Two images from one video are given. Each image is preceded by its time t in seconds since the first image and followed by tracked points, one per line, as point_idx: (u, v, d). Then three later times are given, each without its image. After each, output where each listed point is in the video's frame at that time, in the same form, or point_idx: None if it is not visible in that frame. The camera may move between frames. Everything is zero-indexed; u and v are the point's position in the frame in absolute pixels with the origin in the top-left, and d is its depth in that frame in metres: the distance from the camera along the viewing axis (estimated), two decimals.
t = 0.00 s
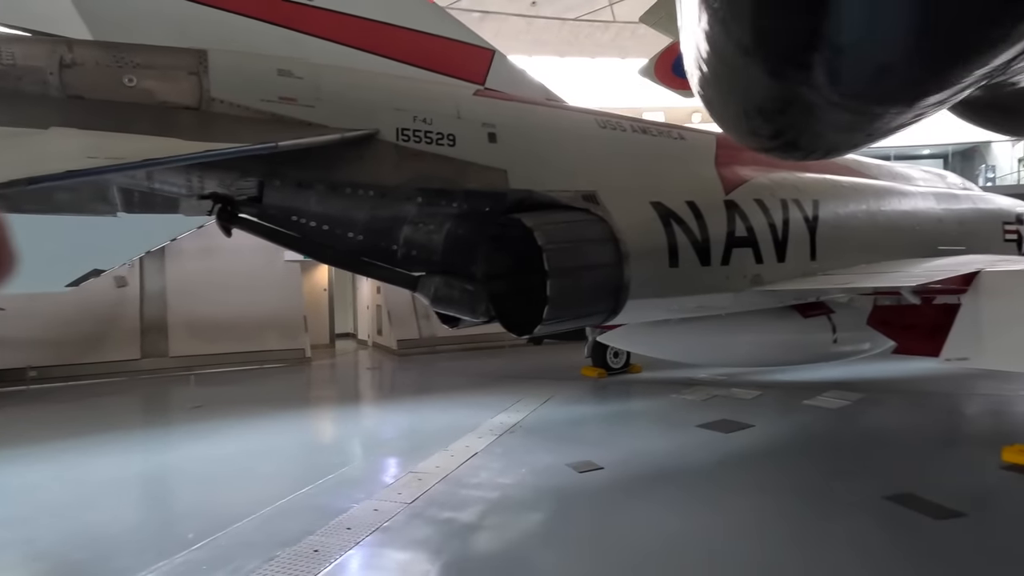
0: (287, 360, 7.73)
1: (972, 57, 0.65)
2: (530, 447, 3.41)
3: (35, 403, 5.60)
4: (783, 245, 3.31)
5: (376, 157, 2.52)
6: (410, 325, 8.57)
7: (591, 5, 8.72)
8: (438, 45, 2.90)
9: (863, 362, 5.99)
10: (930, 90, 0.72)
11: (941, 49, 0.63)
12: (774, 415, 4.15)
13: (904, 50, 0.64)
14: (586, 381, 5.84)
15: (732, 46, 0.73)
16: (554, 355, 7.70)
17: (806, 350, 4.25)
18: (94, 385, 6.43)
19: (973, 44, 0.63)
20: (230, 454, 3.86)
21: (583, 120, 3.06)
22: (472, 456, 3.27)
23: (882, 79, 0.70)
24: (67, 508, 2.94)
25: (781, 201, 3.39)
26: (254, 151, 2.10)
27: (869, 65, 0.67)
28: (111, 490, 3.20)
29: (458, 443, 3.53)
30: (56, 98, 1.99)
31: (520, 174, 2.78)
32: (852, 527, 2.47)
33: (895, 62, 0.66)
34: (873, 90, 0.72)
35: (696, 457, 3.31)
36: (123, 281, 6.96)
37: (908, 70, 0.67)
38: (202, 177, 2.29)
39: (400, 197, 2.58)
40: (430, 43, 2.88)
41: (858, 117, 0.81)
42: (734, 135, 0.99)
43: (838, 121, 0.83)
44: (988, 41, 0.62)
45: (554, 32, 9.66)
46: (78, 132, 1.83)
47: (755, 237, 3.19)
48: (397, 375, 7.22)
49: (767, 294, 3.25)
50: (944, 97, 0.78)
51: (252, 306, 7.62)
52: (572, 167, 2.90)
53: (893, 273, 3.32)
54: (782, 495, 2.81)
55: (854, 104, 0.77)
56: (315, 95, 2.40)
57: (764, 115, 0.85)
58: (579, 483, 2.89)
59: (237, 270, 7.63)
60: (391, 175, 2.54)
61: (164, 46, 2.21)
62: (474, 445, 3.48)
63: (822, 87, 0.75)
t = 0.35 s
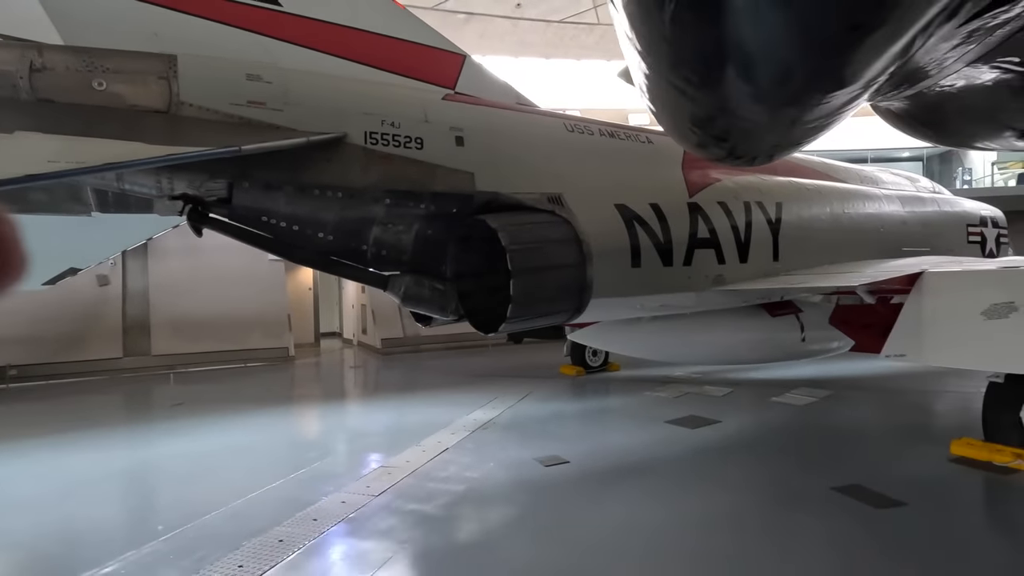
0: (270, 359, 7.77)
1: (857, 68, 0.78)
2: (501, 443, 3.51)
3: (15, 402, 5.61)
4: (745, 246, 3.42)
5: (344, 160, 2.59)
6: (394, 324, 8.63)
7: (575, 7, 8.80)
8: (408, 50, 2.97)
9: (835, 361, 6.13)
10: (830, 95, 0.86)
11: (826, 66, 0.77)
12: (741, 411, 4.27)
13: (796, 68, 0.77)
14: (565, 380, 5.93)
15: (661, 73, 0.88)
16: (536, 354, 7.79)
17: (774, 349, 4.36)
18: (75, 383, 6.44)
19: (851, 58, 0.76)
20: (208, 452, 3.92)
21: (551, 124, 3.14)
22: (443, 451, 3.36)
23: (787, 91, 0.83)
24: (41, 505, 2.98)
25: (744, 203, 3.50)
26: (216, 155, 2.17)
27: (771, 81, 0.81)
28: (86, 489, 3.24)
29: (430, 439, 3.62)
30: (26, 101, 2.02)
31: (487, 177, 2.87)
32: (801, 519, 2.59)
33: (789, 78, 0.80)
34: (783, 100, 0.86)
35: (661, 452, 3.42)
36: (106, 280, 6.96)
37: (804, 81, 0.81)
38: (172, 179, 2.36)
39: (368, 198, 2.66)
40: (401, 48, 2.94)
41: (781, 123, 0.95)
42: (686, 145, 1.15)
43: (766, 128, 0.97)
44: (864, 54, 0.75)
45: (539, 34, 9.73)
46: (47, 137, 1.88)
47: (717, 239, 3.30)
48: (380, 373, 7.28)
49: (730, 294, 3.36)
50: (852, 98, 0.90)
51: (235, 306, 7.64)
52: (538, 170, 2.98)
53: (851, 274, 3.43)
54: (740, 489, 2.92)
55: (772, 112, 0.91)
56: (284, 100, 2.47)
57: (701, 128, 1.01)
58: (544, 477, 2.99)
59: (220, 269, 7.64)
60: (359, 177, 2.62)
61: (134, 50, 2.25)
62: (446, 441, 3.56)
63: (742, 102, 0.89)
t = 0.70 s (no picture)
0: (253, 359, 7.80)
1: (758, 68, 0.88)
2: (472, 441, 3.59)
3: None
4: (709, 247, 3.52)
5: (312, 164, 2.66)
6: (378, 324, 8.68)
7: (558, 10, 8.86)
8: (378, 56, 3.01)
9: (806, 358, 6.28)
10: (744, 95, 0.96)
11: (726, 72, 0.87)
12: (710, 408, 4.38)
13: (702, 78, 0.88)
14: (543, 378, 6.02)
15: (591, 98, 1.00)
16: (517, 353, 7.88)
17: (742, 347, 4.48)
18: (55, 384, 6.44)
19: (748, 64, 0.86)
20: (184, 452, 3.97)
21: (519, 128, 3.22)
22: (415, 448, 3.44)
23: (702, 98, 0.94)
24: (14, 505, 3.02)
25: (708, 205, 3.60)
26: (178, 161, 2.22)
27: (685, 93, 0.92)
28: (60, 489, 3.28)
29: (404, 437, 3.69)
30: None
31: (454, 181, 2.94)
32: (753, 511, 2.69)
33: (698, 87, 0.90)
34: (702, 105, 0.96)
35: (627, 447, 3.52)
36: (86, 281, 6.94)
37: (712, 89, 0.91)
38: (140, 183, 2.42)
39: (336, 201, 2.72)
40: (371, 55, 2.99)
41: (708, 126, 1.06)
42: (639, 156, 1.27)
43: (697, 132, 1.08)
44: (756, 60, 0.85)
45: (523, 36, 9.78)
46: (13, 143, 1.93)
47: (681, 240, 3.40)
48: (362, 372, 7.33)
49: (694, 294, 3.46)
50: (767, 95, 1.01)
51: (218, 306, 7.65)
52: (505, 173, 3.05)
53: (811, 274, 3.55)
54: (699, 483, 3.02)
55: (696, 119, 1.02)
56: (251, 105, 2.53)
57: (640, 140, 1.13)
58: (511, 473, 3.08)
59: (203, 269, 7.64)
60: (326, 181, 2.69)
61: (101, 57, 2.29)
62: (419, 439, 3.63)
63: (667, 114, 1.00)
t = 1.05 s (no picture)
0: (234, 361, 7.81)
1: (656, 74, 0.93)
2: (442, 440, 3.65)
3: None
4: (673, 249, 3.61)
5: (277, 168, 2.71)
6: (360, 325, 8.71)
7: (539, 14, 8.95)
8: (346, 62, 3.03)
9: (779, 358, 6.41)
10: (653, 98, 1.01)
11: (627, 81, 0.92)
12: (679, 406, 4.48)
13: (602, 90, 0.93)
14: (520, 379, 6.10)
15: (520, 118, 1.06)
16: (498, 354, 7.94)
17: (711, 346, 4.57)
18: (32, 386, 6.41)
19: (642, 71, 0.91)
20: (158, 453, 3.99)
21: (485, 133, 3.29)
22: (384, 447, 3.50)
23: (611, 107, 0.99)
24: None
25: (672, 208, 3.68)
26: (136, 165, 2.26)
27: (599, 101, 0.96)
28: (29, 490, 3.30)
29: (374, 436, 3.75)
30: None
31: (418, 184, 3.00)
32: (705, 504, 2.79)
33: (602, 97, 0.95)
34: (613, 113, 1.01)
35: (593, 445, 3.60)
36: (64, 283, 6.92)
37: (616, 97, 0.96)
38: (103, 186, 2.45)
39: (301, 205, 2.77)
40: (339, 61, 3.00)
41: (635, 131, 1.10)
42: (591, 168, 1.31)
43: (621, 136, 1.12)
44: (655, 64, 0.89)
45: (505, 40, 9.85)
46: None
47: (644, 243, 3.48)
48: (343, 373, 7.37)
49: (657, 294, 3.55)
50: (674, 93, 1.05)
51: (198, 308, 7.64)
52: (470, 177, 3.12)
53: (772, 275, 3.64)
54: (658, 478, 3.10)
55: (614, 127, 1.06)
56: (215, 110, 2.58)
57: (579, 151, 1.17)
58: (475, 471, 3.15)
59: (183, 271, 7.62)
60: (291, 185, 2.73)
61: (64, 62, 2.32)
62: (389, 438, 3.68)
63: (589, 125, 1.05)
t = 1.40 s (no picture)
0: (215, 362, 7.81)
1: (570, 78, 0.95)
2: (411, 440, 3.70)
3: None
4: (640, 251, 3.67)
5: (241, 170, 2.74)
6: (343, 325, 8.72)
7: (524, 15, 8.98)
8: (313, 63, 3.06)
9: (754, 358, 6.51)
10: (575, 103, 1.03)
11: (539, 89, 0.94)
12: (650, 405, 4.55)
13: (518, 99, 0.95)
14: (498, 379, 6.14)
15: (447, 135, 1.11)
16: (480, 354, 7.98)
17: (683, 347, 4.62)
18: (9, 386, 6.37)
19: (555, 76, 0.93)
20: (129, 452, 4.01)
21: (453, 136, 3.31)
22: (353, 446, 3.54)
23: (532, 115, 1.01)
24: None
25: (640, 211, 3.74)
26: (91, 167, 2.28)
27: (511, 114, 1.00)
28: None
29: (344, 435, 3.78)
30: None
31: (384, 187, 3.03)
32: (665, 503, 2.84)
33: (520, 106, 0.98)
34: (538, 121, 1.03)
35: (560, 443, 3.66)
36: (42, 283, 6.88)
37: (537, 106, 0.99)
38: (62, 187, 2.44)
39: (265, 206, 2.80)
40: (307, 62, 3.02)
41: (558, 137, 1.13)
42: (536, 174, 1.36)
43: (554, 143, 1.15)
44: (550, 72, 0.91)
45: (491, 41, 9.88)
46: None
47: (610, 245, 3.53)
48: (325, 373, 7.40)
49: (623, 296, 3.60)
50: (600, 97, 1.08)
51: (179, 308, 7.62)
52: (436, 180, 3.15)
53: (738, 277, 3.70)
54: (621, 476, 3.16)
55: (542, 134, 1.09)
56: (177, 112, 2.60)
57: (513, 160, 1.22)
58: (441, 470, 3.19)
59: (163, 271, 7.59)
60: (255, 186, 2.77)
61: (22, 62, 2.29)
62: (359, 438, 3.71)
63: (509, 136, 1.09)
